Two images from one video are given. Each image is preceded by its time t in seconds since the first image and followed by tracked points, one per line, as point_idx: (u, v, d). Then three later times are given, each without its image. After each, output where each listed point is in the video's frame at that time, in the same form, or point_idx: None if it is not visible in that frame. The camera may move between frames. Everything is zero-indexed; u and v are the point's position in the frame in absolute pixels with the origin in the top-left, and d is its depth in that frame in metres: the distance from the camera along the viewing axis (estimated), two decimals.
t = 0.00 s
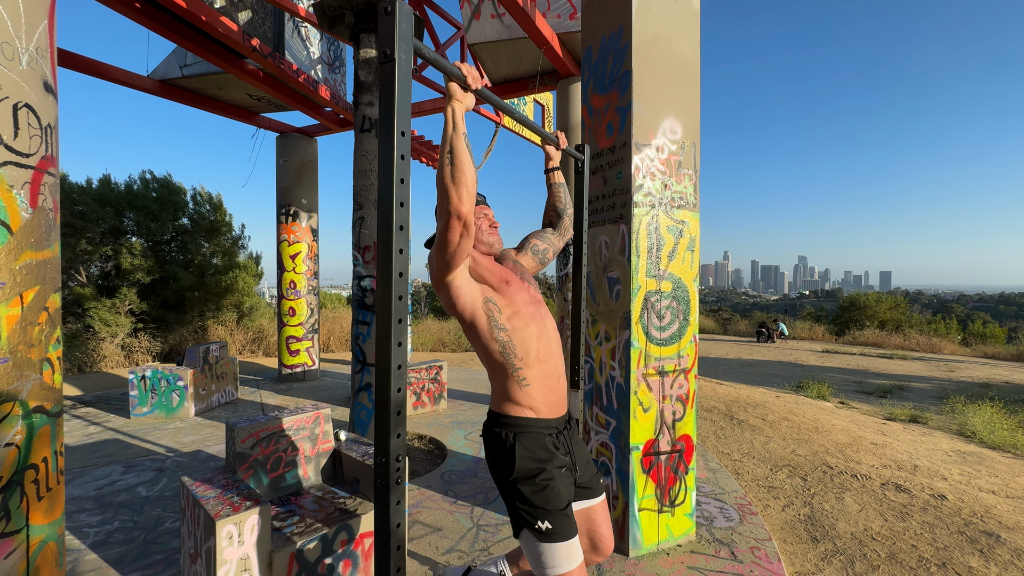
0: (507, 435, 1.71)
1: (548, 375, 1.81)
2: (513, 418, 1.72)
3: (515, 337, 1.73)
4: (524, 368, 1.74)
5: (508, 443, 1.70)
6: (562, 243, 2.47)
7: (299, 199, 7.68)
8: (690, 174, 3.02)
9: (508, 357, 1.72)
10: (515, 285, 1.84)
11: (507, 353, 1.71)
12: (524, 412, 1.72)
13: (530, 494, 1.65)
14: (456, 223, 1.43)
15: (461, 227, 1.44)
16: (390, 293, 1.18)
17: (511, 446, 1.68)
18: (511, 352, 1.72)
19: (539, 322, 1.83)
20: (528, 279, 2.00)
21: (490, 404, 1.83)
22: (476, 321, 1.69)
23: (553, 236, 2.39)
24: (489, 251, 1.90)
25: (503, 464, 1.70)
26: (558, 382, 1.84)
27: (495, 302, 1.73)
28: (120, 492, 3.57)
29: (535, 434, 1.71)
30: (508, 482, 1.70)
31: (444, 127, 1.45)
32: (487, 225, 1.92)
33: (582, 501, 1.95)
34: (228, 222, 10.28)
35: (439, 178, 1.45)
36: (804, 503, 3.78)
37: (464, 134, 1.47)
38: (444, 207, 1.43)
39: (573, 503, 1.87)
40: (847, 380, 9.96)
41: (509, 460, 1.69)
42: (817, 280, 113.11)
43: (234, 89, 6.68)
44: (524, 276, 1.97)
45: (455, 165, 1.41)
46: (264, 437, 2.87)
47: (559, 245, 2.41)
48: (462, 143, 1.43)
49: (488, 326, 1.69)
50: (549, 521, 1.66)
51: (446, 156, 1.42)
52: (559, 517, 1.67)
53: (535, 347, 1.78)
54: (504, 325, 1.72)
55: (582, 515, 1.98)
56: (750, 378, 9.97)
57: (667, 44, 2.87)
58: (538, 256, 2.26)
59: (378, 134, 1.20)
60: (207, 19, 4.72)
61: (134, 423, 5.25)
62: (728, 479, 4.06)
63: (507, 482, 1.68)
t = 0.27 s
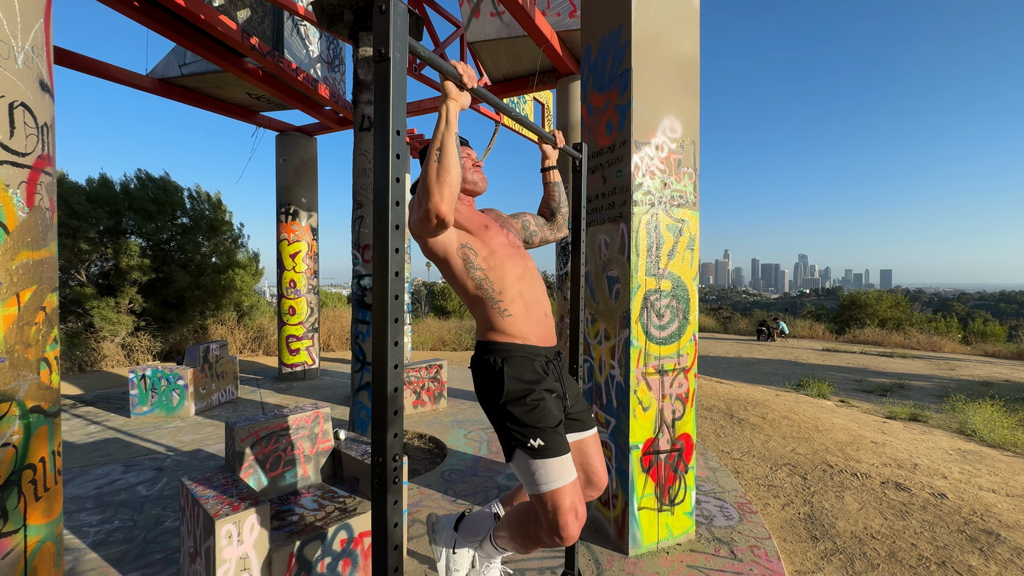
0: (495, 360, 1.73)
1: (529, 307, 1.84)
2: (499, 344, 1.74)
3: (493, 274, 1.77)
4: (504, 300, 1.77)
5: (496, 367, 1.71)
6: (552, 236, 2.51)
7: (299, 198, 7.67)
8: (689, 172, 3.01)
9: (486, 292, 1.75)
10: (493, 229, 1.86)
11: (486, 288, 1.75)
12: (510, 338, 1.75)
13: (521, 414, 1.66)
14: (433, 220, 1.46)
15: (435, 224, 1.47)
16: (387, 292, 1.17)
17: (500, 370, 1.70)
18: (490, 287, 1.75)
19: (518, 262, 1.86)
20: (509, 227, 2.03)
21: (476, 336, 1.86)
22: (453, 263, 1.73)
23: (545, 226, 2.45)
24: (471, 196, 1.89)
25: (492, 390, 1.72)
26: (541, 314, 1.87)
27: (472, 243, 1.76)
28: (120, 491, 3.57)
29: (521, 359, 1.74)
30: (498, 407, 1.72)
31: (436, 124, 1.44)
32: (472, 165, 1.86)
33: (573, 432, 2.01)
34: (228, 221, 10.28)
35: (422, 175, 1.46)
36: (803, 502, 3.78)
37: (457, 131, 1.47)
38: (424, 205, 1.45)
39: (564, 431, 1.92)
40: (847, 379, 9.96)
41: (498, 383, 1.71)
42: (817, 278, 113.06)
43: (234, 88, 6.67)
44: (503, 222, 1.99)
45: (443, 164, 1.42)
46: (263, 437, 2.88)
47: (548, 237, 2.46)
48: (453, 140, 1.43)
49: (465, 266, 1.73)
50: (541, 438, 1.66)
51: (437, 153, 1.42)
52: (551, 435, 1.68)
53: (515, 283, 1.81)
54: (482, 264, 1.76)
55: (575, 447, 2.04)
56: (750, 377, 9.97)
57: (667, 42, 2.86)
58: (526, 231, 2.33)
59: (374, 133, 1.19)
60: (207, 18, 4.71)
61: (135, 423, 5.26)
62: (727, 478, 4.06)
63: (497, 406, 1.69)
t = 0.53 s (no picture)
0: (488, 314, 1.71)
1: (521, 264, 1.83)
2: (492, 298, 1.73)
3: (484, 232, 1.76)
4: (495, 256, 1.76)
5: (489, 321, 1.69)
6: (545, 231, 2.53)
7: (297, 197, 7.65)
8: (688, 171, 3.00)
9: (477, 250, 1.75)
10: (485, 189, 1.84)
11: (477, 246, 1.74)
12: (502, 293, 1.74)
13: (515, 366, 1.65)
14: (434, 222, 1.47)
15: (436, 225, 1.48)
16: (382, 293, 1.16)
17: (492, 322, 1.68)
18: (481, 245, 1.75)
19: (509, 221, 1.85)
20: (501, 188, 2.02)
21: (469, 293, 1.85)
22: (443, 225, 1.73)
23: (538, 218, 2.47)
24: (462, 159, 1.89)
25: (485, 343, 1.70)
26: (534, 271, 1.87)
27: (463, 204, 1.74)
28: (118, 492, 3.56)
29: (514, 311, 1.72)
30: (492, 360, 1.70)
31: (435, 122, 1.43)
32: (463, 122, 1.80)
33: (571, 391, 2.01)
34: (226, 220, 10.26)
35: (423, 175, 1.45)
36: (803, 501, 3.77)
37: (455, 129, 1.45)
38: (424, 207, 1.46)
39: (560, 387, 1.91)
40: (847, 377, 9.95)
41: (490, 336, 1.68)
42: (817, 276, 113.10)
43: (231, 87, 6.65)
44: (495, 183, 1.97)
45: (444, 165, 1.42)
46: (261, 437, 2.87)
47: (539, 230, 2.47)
48: (453, 141, 1.43)
49: (456, 227, 1.72)
50: (536, 389, 1.65)
51: (434, 153, 1.41)
52: (547, 385, 1.66)
53: (506, 240, 1.81)
54: (472, 224, 1.74)
55: (573, 407, 2.03)
56: (750, 376, 9.96)
57: (665, 41, 2.85)
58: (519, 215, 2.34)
59: (369, 133, 1.18)
60: (204, 17, 4.69)
61: (133, 423, 5.25)
62: (726, 477, 4.05)
63: (491, 359, 1.67)
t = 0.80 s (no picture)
0: (493, 359, 1.69)
1: (526, 304, 1.82)
2: (498, 341, 1.70)
3: (489, 271, 1.75)
4: (501, 296, 1.75)
5: (494, 366, 1.68)
6: (552, 233, 2.48)
7: (294, 197, 7.62)
8: (686, 170, 2.99)
9: (483, 289, 1.73)
10: (487, 225, 1.85)
11: (483, 284, 1.73)
12: (508, 335, 1.72)
13: (520, 417, 1.62)
14: (437, 216, 1.44)
15: (438, 221, 1.45)
16: (371, 293, 1.14)
17: (498, 368, 1.66)
18: (487, 283, 1.73)
19: (512, 258, 1.85)
20: (502, 223, 2.01)
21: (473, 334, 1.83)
22: (448, 261, 1.71)
23: (545, 222, 2.42)
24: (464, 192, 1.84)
25: (491, 391, 1.68)
26: (538, 311, 1.85)
27: (466, 242, 1.73)
28: (113, 493, 3.54)
29: (520, 356, 1.70)
30: (497, 408, 1.68)
31: (427, 118, 1.41)
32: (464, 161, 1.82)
33: (576, 435, 1.99)
34: (223, 220, 10.23)
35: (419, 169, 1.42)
36: (802, 500, 3.76)
37: (448, 125, 1.43)
38: (425, 201, 1.42)
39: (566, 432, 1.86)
40: (845, 376, 9.95)
41: (496, 384, 1.67)
42: (815, 275, 113.25)
43: (227, 87, 6.62)
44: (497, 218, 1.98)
45: (439, 156, 1.37)
46: (256, 438, 2.85)
47: (550, 234, 2.43)
48: (447, 134, 1.39)
49: (461, 263, 1.71)
50: (541, 442, 1.62)
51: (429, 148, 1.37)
52: (551, 438, 1.64)
53: (511, 279, 1.80)
54: (477, 261, 1.73)
55: (578, 448, 2.00)
56: (748, 375, 9.96)
57: (662, 38, 2.83)
58: (526, 228, 2.30)
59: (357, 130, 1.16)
60: (198, 15, 4.66)
61: (129, 424, 5.22)
62: (725, 477, 4.03)
63: (496, 407, 1.65)
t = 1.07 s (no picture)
0: (506, 412, 1.66)
1: (538, 350, 1.79)
2: (511, 394, 1.68)
3: (502, 315, 1.71)
4: (514, 343, 1.71)
5: (507, 420, 1.65)
6: (553, 235, 2.45)
7: (292, 197, 7.62)
8: (682, 168, 3.00)
9: (496, 334, 1.69)
10: (498, 263, 1.81)
11: (497, 329, 1.68)
12: (521, 387, 1.69)
13: (534, 472, 1.59)
14: (440, 213, 1.39)
15: (442, 218, 1.40)
16: (367, 289, 1.14)
17: (511, 423, 1.63)
18: (501, 328, 1.69)
19: (525, 300, 1.81)
20: (512, 258, 1.97)
21: (484, 381, 1.79)
22: (460, 300, 1.66)
23: (545, 229, 2.38)
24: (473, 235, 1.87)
25: (504, 444, 1.65)
26: (550, 357, 1.83)
27: (479, 282, 1.69)
28: (110, 494, 3.53)
29: (533, 409, 1.67)
30: (510, 462, 1.65)
31: (424, 116, 1.41)
32: (471, 204, 1.86)
33: (588, 480, 1.92)
34: (221, 221, 10.22)
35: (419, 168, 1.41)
36: (799, 498, 3.77)
37: (445, 124, 1.43)
38: (427, 198, 1.39)
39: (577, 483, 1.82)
40: (843, 375, 9.98)
41: (509, 437, 1.64)
42: (814, 275, 113.46)
43: (225, 87, 6.62)
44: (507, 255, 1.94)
45: (438, 153, 1.37)
46: (253, 438, 2.84)
47: (550, 236, 2.40)
48: (444, 133, 1.39)
49: (474, 304, 1.66)
50: (556, 499, 1.60)
51: (427, 145, 1.38)
52: (566, 495, 1.61)
53: (524, 324, 1.76)
54: (490, 304, 1.69)
55: (589, 497, 1.95)
56: (747, 374, 9.97)
57: (658, 37, 2.84)
58: (528, 243, 2.25)
59: (353, 126, 1.17)
60: (195, 15, 4.65)
61: (127, 425, 5.21)
62: (722, 475, 4.04)
63: (509, 462, 1.62)
